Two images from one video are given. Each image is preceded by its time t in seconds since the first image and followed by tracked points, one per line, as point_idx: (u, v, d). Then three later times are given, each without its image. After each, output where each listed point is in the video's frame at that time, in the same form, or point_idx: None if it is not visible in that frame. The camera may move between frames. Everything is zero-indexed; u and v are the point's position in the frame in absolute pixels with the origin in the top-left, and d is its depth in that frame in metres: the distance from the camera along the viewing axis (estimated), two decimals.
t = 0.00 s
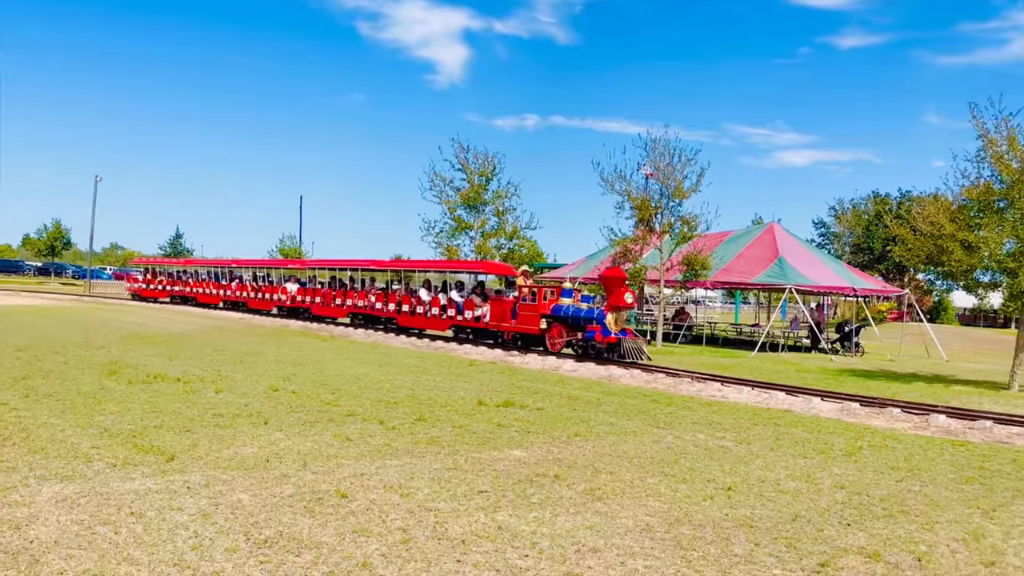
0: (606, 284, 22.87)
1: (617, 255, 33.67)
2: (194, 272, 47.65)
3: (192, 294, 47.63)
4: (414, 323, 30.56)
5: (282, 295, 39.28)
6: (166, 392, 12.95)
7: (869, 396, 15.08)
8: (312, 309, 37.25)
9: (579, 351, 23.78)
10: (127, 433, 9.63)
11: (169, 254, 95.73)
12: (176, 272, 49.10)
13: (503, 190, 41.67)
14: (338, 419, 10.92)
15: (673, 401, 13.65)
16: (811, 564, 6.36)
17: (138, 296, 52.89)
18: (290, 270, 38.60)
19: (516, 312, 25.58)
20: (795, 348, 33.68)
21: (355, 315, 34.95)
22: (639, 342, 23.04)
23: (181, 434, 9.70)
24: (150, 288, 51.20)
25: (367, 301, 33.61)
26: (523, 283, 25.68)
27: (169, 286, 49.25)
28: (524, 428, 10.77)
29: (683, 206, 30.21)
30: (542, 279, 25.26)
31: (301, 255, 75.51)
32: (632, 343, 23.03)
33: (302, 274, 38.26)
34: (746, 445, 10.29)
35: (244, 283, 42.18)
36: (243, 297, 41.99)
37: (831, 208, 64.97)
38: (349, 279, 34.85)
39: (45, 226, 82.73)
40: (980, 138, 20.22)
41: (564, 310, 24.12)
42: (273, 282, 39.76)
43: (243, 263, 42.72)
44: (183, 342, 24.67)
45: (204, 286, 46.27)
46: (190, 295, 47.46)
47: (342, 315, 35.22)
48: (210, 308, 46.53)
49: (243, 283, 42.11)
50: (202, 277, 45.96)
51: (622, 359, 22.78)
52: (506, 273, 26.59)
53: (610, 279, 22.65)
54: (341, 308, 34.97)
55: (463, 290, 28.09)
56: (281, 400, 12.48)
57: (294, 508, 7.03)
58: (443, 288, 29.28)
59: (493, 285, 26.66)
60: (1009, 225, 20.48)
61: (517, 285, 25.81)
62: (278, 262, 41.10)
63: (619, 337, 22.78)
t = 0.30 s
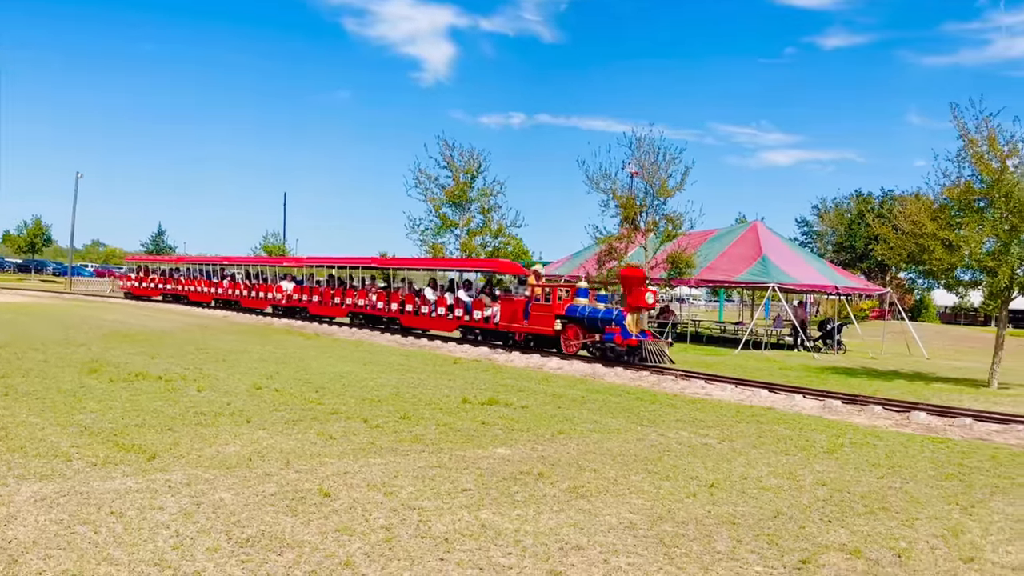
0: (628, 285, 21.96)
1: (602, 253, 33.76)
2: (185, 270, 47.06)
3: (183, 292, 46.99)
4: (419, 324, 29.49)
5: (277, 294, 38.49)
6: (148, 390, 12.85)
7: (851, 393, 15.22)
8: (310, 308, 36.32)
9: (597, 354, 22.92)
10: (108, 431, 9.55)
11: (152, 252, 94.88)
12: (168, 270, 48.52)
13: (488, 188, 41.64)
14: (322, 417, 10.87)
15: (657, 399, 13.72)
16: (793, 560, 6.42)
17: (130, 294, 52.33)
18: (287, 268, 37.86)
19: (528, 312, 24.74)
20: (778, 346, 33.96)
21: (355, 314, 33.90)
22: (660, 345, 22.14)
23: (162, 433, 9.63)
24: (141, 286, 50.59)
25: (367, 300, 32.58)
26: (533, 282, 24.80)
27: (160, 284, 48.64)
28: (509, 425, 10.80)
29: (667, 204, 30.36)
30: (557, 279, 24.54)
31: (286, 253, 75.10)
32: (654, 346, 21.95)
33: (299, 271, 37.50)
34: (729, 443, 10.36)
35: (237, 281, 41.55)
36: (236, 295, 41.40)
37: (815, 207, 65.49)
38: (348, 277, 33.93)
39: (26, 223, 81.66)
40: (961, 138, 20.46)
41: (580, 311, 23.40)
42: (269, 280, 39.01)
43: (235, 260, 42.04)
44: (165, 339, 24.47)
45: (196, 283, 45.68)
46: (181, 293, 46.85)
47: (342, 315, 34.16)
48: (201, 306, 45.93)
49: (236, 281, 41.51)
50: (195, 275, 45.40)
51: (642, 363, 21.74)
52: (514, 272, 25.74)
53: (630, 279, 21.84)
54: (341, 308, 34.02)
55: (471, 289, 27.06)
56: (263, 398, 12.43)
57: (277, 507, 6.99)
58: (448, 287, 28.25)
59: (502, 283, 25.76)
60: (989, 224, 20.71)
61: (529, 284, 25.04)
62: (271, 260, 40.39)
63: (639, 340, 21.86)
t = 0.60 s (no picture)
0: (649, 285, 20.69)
1: (585, 251, 33.80)
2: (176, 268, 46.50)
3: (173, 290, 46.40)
4: (423, 325, 28.49)
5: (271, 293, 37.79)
6: (127, 389, 12.70)
7: (832, 390, 15.33)
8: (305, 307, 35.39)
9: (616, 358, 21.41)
10: (86, 430, 9.42)
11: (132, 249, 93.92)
12: (159, 268, 47.96)
13: (472, 186, 41.59)
14: (304, 416, 10.79)
15: (640, 396, 13.76)
16: (774, 557, 6.46)
17: (121, 293, 51.75)
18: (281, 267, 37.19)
19: (541, 313, 23.73)
20: (760, 344, 34.20)
21: (355, 315, 32.95)
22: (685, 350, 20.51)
23: (142, 432, 9.52)
24: (132, 284, 50.02)
25: (367, 300, 31.58)
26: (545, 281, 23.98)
27: (150, 282, 48.07)
28: (492, 424, 10.79)
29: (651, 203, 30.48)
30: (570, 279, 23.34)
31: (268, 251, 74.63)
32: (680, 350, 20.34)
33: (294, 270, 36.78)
34: (711, 440, 10.41)
35: (228, 280, 41.02)
36: (227, 294, 40.86)
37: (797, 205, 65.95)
38: (347, 277, 33.01)
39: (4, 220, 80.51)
40: (942, 137, 20.70)
41: (597, 312, 22.17)
42: (262, 279, 38.34)
43: (227, 258, 41.51)
44: (145, 337, 24.17)
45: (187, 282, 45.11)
46: (171, 291, 46.25)
47: (341, 315, 33.17)
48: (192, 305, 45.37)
49: (228, 280, 41.00)
50: (186, 273, 44.88)
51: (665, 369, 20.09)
52: (522, 271, 25.18)
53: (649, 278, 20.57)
54: (340, 308, 33.00)
55: (478, 288, 26.15)
56: (244, 396, 12.33)
57: (257, 506, 6.93)
58: (454, 286, 27.36)
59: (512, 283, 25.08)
60: (969, 223, 20.94)
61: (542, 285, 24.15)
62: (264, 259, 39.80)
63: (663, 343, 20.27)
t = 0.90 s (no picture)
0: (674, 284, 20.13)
1: (569, 249, 33.83)
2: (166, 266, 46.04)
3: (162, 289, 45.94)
4: (429, 326, 27.98)
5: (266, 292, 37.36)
6: (106, 387, 12.55)
7: (813, 387, 15.44)
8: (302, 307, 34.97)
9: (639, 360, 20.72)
10: (65, 429, 9.32)
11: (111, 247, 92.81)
12: (148, 266, 47.48)
13: (455, 183, 41.49)
14: (285, 414, 10.73)
15: (624, 394, 13.80)
16: (756, 553, 6.50)
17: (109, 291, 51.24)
18: (277, 263, 36.90)
19: (556, 314, 23.12)
20: (742, 341, 34.39)
21: (355, 315, 32.42)
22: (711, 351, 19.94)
23: (122, 430, 9.42)
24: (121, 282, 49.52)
25: (369, 299, 31.15)
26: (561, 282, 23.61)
27: (139, 280, 47.58)
28: (475, 421, 10.77)
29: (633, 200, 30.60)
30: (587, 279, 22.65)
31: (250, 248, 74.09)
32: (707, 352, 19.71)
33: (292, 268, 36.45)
34: (693, 436, 10.46)
35: (220, 278, 40.60)
36: (217, 292, 40.42)
37: (778, 203, 66.40)
38: (348, 276, 32.56)
39: None
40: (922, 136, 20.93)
41: (616, 313, 21.38)
42: (259, 278, 37.99)
43: (220, 256, 41.12)
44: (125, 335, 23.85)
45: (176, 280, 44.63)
46: (160, 289, 45.76)
47: (341, 315, 32.65)
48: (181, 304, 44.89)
49: (219, 278, 40.60)
50: (176, 271, 44.42)
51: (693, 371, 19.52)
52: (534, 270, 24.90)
53: (674, 277, 20.10)
54: (341, 308, 32.48)
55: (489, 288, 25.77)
56: (224, 395, 12.23)
57: (239, 505, 6.87)
58: (462, 286, 26.97)
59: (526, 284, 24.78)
60: (949, 221, 21.17)
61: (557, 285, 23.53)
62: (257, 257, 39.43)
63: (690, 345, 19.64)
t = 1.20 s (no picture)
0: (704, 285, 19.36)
1: (554, 246, 33.85)
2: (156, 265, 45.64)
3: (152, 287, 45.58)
4: (438, 326, 27.84)
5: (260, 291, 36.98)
6: (85, 386, 12.40)
7: (795, 383, 15.57)
8: (300, 306, 34.66)
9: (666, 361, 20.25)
10: (44, 428, 9.20)
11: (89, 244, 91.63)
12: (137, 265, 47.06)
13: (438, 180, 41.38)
14: (268, 413, 10.66)
15: (607, 390, 13.84)
16: (738, 547, 6.56)
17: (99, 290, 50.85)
18: (274, 261, 36.54)
19: (574, 314, 22.80)
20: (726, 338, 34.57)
21: (357, 315, 32.14)
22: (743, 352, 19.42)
23: (103, 429, 9.31)
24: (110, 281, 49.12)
25: (371, 298, 30.96)
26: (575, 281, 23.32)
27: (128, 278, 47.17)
28: (459, 418, 10.76)
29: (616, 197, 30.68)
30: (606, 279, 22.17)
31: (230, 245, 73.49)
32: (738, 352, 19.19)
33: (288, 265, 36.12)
34: (677, 433, 10.52)
35: (210, 277, 40.21)
36: (208, 290, 40.06)
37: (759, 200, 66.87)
38: (349, 275, 32.35)
39: None
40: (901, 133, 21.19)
41: (640, 313, 20.91)
42: (252, 276, 37.65)
43: (210, 254, 40.75)
44: (105, 334, 23.52)
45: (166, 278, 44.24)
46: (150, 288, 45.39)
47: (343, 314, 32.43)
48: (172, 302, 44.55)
49: (210, 276, 40.23)
50: (165, 270, 44.01)
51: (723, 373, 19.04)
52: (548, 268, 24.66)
53: (703, 276, 19.32)
54: (342, 308, 32.30)
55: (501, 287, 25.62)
56: (206, 393, 12.13)
57: (222, 504, 6.82)
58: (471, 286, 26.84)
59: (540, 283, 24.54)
60: (928, 218, 21.42)
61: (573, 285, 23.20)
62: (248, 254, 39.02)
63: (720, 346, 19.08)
